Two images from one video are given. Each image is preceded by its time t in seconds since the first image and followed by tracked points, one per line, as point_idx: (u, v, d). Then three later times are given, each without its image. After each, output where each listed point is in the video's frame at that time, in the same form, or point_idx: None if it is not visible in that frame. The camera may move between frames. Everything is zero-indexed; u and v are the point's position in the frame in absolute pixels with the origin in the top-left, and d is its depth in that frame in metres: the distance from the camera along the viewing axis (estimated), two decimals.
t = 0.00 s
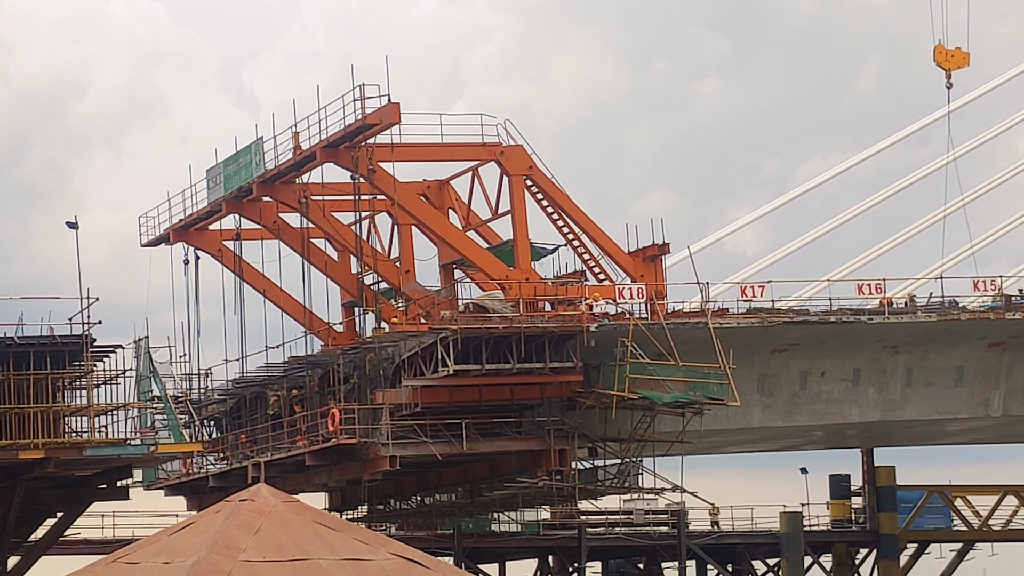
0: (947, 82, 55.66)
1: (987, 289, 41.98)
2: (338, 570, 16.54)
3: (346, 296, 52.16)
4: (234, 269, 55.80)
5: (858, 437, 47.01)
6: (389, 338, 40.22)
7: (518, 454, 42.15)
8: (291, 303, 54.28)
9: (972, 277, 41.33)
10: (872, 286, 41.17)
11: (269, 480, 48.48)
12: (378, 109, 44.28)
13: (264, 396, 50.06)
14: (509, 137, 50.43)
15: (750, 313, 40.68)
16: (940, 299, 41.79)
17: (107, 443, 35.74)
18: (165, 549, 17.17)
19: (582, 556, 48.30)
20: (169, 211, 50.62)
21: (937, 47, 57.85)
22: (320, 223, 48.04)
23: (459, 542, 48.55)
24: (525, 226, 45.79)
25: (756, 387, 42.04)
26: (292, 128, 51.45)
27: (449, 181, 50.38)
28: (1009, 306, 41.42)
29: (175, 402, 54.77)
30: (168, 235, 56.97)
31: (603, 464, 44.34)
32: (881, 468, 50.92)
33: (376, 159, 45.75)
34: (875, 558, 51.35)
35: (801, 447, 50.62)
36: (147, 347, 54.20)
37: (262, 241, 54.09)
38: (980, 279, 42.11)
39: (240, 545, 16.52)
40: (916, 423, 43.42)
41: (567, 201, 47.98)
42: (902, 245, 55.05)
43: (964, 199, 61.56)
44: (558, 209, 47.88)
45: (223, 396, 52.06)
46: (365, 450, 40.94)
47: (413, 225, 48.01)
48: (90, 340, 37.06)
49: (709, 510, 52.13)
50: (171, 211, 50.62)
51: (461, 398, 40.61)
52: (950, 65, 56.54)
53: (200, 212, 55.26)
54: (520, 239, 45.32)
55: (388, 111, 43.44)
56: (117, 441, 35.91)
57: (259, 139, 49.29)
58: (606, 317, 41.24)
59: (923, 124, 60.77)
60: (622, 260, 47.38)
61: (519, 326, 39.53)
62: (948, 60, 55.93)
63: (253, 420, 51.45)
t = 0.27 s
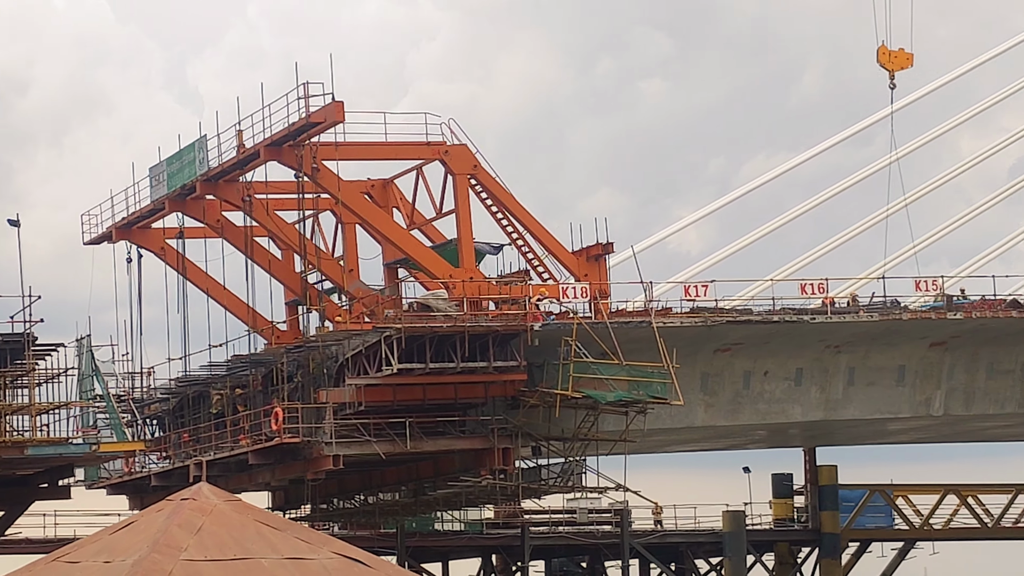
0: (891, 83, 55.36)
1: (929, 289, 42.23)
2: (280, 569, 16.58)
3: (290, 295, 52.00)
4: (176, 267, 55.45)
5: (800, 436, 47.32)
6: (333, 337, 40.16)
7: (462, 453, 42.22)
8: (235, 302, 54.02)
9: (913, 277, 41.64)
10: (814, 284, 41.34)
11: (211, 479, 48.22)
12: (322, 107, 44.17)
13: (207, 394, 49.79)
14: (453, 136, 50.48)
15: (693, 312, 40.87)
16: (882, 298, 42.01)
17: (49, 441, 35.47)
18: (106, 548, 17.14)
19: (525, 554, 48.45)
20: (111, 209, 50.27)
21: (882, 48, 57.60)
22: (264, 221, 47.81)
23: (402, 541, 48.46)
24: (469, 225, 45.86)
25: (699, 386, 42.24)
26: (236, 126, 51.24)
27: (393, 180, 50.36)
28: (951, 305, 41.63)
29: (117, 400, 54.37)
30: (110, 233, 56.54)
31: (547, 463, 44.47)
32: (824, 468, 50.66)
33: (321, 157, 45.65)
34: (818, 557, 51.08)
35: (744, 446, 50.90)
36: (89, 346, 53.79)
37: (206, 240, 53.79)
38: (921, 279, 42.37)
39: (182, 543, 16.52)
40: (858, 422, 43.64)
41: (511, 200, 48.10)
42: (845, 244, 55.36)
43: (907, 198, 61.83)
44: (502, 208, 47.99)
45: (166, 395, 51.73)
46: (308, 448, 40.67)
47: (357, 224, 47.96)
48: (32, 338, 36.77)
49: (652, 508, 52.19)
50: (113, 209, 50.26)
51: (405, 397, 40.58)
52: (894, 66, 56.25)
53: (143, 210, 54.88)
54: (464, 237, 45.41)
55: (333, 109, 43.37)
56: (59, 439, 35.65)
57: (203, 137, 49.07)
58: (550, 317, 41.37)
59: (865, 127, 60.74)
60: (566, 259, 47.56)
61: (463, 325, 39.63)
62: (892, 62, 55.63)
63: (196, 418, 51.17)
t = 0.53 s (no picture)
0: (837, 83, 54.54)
1: (875, 288, 42.23)
2: (225, 568, 16.60)
3: (237, 292, 51.85)
4: (122, 264, 55.12)
5: (747, 434, 47.60)
6: (279, 334, 40.10)
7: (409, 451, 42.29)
8: (181, 299, 53.77)
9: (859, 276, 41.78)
10: (761, 283, 41.41)
11: (157, 477, 47.95)
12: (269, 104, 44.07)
13: (153, 392, 49.54)
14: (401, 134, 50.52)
15: (641, 310, 41.03)
16: (828, 297, 42.15)
17: None
18: (51, 546, 17.10)
19: (472, 552, 48.53)
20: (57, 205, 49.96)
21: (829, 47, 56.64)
22: (211, 218, 47.55)
23: (349, 539, 48.45)
24: (417, 223, 45.92)
25: (646, 384, 42.38)
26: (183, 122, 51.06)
27: (341, 177, 50.35)
28: (896, 304, 41.59)
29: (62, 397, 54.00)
30: (56, 229, 56.16)
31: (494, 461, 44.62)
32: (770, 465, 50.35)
33: (268, 154, 45.56)
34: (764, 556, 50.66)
35: (691, 443, 51.15)
36: (35, 343, 53.40)
37: (152, 237, 53.52)
38: (867, 278, 42.51)
39: (126, 542, 16.51)
40: (804, 420, 43.80)
41: (459, 198, 48.20)
42: (790, 241, 55.50)
43: (855, 196, 61.82)
44: (450, 206, 48.08)
45: (112, 392, 51.41)
46: (255, 446, 40.58)
47: (304, 222, 47.93)
48: None
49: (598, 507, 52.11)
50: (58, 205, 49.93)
51: (352, 395, 40.34)
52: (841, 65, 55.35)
53: (89, 206, 54.54)
54: (411, 235, 45.47)
55: (280, 106, 43.29)
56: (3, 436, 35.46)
57: (149, 134, 48.81)
58: (497, 314, 41.46)
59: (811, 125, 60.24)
60: (514, 257, 47.72)
61: (411, 322, 39.71)
62: (840, 61, 54.75)
63: (142, 416, 50.89)
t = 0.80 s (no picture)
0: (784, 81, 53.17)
1: (822, 283, 42.36)
2: (171, 562, 16.60)
3: (183, 286, 51.62)
4: (68, 258, 54.72)
5: (694, 429, 47.91)
6: (226, 329, 39.97)
7: (356, 446, 42.30)
8: (128, 294, 53.45)
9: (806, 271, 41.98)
10: (708, 278, 41.32)
11: (103, 473, 47.67)
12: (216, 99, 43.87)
13: (99, 387, 49.22)
14: (348, 129, 50.44)
15: (588, 305, 41.19)
16: (775, 292, 42.14)
17: None
18: None
19: (419, 547, 48.55)
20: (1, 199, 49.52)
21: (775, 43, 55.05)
22: (157, 212, 47.25)
23: (296, 535, 48.36)
24: (365, 218, 45.88)
25: (593, 379, 42.62)
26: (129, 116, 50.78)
27: (288, 172, 50.23)
28: (842, 300, 41.63)
29: (7, 392, 53.59)
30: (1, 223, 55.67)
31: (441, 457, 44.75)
32: (717, 460, 50.66)
33: (215, 148, 45.38)
34: (710, 551, 50.72)
35: (638, 439, 51.42)
36: None
37: (98, 231, 53.16)
38: (813, 273, 42.60)
39: (70, 536, 16.48)
40: (751, 415, 44.04)
41: (407, 192, 48.22)
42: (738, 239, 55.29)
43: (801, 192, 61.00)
44: (398, 200, 48.10)
45: (57, 387, 51.05)
46: (202, 441, 40.54)
47: (252, 216, 47.76)
48: None
49: (546, 502, 52.33)
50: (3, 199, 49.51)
51: (298, 389, 40.60)
52: (787, 62, 53.94)
53: (34, 200, 54.11)
54: (359, 230, 45.44)
55: (227, 100, 43.13)
56: None
57: (95, 127, 48.44)
58: (445, 309, 41.54)
59: (760, 120, 59.02)
60: (461, 252, 47.83)
61: (358, 318, 39.73)
62: (785, 58, 53.50)
63: (88, 411, 50.56)
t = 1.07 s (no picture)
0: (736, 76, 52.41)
1: (773, 278, 42.43)
2: (120, 557, 16.78)
3: (134, 280, 51.36)
4: (17, 251, 54.32)
5: (646, 423, 48.11)
6: (177, 323, 39.86)
7: (307, 440, 42.27)
8: (78, 287, 53.11)
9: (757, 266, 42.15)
10: (660, 273, 41.29)
11: (52, 467, 47.38)
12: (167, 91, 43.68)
13: (48, 380, 48.88)
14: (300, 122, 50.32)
15: (540, 299, 41.33)
16: (726, 287, 42.18)
17: None
18: None
19: (371, 541, 48.55)
20: None
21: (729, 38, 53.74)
22: (108, 205, 46.93)
23: (247, 528, 48.25)
24: (317, 213, 45.83)
25: (545, 373, 42.80)
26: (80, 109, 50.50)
27: (240, 165, 50.08)
28: (793, 295, 41.78)
29: None
30: None
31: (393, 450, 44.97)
32: (668, 454, 50.93)
33: (166, 141, 45.13)
34: (661, 544, 50.85)
35: (590, 433, 51.55)
36: None
37: (49, 224, 52.80)
38: (765, 268, 42.67)
39: (19, 531, 16.65)
40: (702, 410, 44.20)
41: (359, 186, 48.20)
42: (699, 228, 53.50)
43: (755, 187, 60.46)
44: (350, 194, 48.07)
45: (6, 380, 50.68)
46: (153, 435, 40.37)
47: (203, 209, 47.57)
48: None
49: (497, 496, 52.42)
50: None
51: (250, 383, 40.42)
52: (739, 57, 53.26)
53: None
54: (311, 224, 45.39)
55: (178, 93, 42.96)
56: None
57: (46, 120, 48.12)
58: (397, 303, 41.61)
59: (713, 114, 58.18)
60: (413, 246, 47.86)
61: (310, 311, 39.74)
62: (738, 53, 52.86)
63: (38, 405, 50.24)
